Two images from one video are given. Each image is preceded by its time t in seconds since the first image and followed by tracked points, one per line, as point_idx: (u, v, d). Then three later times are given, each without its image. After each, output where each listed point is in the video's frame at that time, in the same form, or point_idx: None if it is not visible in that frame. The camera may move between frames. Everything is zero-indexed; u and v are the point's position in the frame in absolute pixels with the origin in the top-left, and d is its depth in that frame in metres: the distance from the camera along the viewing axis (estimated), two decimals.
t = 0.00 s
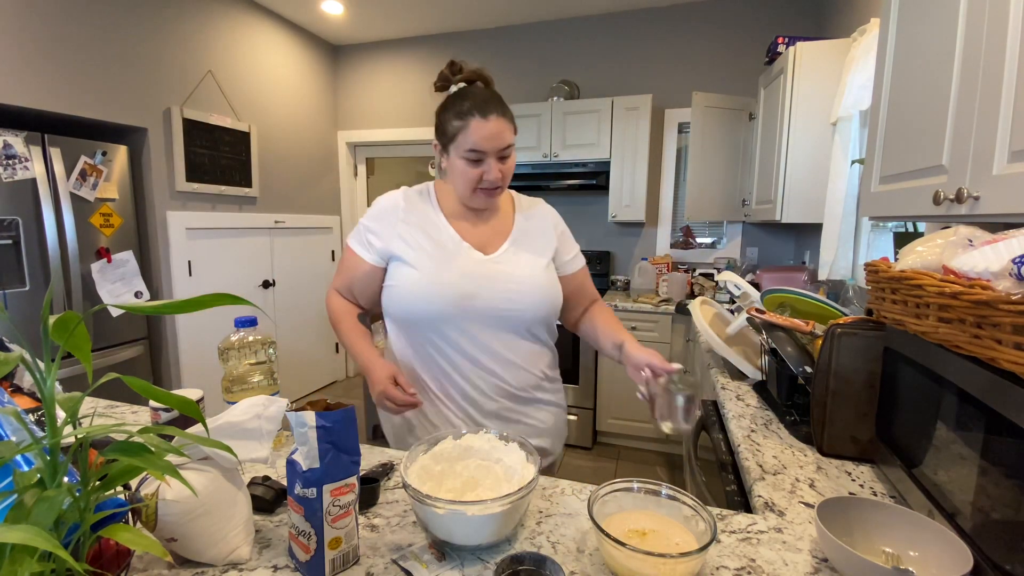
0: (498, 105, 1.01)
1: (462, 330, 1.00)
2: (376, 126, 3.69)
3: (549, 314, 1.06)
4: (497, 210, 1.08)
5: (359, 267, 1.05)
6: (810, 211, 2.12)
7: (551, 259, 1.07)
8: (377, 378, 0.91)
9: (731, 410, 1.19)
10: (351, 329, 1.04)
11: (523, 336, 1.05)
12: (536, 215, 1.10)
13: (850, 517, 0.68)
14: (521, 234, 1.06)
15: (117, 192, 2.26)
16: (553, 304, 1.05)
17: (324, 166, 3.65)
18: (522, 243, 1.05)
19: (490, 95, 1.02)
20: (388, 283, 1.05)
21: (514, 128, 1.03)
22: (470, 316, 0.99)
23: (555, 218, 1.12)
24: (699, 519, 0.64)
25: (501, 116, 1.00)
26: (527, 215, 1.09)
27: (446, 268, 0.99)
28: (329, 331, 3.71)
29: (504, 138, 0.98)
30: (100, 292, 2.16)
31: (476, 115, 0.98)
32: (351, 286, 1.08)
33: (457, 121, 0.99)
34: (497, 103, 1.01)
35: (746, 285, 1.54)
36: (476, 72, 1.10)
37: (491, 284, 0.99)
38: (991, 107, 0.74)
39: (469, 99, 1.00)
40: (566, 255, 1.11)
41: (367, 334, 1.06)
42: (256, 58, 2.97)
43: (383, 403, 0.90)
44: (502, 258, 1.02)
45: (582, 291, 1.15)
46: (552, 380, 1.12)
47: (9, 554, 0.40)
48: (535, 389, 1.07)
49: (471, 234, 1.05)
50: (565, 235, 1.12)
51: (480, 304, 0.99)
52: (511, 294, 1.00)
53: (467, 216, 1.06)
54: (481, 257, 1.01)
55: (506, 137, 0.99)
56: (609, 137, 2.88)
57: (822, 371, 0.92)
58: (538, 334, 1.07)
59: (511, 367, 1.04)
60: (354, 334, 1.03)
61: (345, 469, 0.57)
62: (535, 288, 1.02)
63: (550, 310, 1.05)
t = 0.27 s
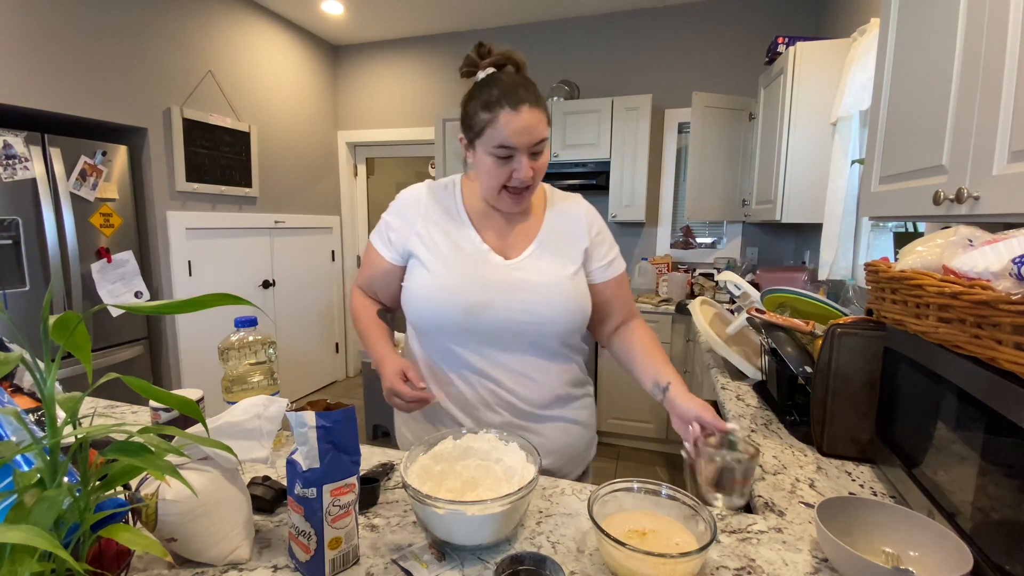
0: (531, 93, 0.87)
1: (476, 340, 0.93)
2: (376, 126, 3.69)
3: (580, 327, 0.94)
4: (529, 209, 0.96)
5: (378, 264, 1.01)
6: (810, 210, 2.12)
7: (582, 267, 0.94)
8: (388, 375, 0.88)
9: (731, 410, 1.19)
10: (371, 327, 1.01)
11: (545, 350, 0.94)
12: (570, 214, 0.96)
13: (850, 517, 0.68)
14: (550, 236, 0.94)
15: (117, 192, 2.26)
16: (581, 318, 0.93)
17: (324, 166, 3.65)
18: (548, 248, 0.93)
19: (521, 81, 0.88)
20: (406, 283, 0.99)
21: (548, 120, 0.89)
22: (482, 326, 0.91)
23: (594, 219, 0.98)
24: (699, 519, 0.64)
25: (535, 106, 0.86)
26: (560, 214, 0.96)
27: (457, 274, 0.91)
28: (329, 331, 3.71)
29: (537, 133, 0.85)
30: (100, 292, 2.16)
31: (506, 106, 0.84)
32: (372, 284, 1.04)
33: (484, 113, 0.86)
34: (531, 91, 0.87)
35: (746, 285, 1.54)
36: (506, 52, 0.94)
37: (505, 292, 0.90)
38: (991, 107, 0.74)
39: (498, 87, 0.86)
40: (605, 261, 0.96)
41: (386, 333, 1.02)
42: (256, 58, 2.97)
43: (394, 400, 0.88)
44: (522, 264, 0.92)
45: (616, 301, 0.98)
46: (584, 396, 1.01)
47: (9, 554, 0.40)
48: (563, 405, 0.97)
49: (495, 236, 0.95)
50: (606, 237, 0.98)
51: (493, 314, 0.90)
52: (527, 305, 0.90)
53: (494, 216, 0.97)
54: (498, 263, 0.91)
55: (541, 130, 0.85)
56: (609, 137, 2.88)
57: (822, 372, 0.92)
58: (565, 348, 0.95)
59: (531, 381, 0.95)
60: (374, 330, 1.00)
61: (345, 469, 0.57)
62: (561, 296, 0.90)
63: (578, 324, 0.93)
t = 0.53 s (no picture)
0: (570, 85, 0.81)
1: (490, 339, 0.90)
2: (376, 126, 3.69)
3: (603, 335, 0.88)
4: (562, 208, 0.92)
5: (404, 256, 1.02)
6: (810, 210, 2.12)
7: (609, 272, 0.87)
8: (395, 365, 0.89)
9: (731, 410, 1.19)
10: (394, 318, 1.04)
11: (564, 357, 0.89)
12: (603, 213, 0.90)
13: (850, 516, 0.68)
14: (575, 236, 0.88)
15: (117, 192, 2.26)
16: (602, 325, 0.86)
17: (324, 166, 3.65)
18: (571, 248, 0.88)
19: (559, 72, 0.82)
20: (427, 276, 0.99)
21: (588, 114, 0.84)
22: (492, 325, 0.88)
23: (631, 221, 0.90)
24: (699, 519, 0.64)
25: (574, 100, 0.80)
26: (591, 212, 0.90)
27: (471, 270, 0.89)
28: (329, 331, 3.71)
29: (576, 130, 0.79)
30: (100, 292, 2.16)
31: (543, 101, 0.79)
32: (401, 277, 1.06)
33: (520, 108, 0.81)
34: (569, 83, 0.82)
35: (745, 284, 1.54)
36: (545, 38, 0.87)
37: (517, 291, 0.87)
38: (991, 107, 0.74)
39: (534, 79, 0.81)
40: (639, 266, 0.89)
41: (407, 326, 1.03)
42: (256, 58, 2.97)
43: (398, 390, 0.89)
44: (539, 262, 0.88)
45: (655, 314, 0.92)
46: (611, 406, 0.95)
47: (9, 554, 0.40)
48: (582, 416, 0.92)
49: (520, 233, 0.92)
50: (644, 241, 0.90)
51: (505, 314, 0.87)
52: (540, 306, 0.86)
53: (522, 213, 0.93)
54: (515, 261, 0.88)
55: (580, 128, 0.80)
56: (609, 137, 2.88)
57: (823, 372, 0.92)
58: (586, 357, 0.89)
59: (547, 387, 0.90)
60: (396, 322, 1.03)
61: (345, 469, 0.57)
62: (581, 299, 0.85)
63: (599, 332, 0.87)
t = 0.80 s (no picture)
0: (592, 80, 0.80)
1: (505, 340, 0.90)
2: (376, 126, 3.69)
3: (625, 340, 0.86)
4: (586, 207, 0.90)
5: (427, 255, 1.04)
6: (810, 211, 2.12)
7: (631, 275, 0.85)
8: (405, 366, 0.90)
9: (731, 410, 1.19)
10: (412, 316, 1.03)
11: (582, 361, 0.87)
12: (627, 213, 0.87)
13: (850, 517, 0.68)
14: (597, 237, 0.87)
15: (117, 192, 2.26)
16: (622, 329, 0.84)
17: (324, 166, 3.65)
18: (591, 249, 0.87)
19: (581, 67, 0.80)
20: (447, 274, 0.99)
21: (612, 110, 0.82)
22: (507, 325, 0.88)
23: (658, 222, 0.87)
24: (699, 519, 0.64)
25: (596, 96, 0.79)
26: (614, 211, 0.87)
27: (488, 270, 0.89)
28: (329, 331, 3.71)
29: (597, 127, 0.78)
30: (100, 292, 2.16)
31: (562, 97, 0.78)
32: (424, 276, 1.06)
33: (538, 105, 0.81)
34: (591, 77, 0.80)
35: (745, 284, 1.54)
36: (570, 31, 0.86)
37: (533, 292, 0.86)
38: (991, 107, 0.74)
39: (554, 74, 0.80)
40: (665, 269, 0.87)
41: (427, 326, 1.04)
42: (256, 58, 2.97)
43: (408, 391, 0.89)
44: (557, 263, 0.87)
45: (684, 318, 0.89)
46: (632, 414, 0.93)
47: (9, 554, 0.40)
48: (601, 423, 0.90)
49: (540, 233, 0.91)
50: (671, 242, 0.87)
51: (521, 315, 0.86)
52: (555, 308, 0.84)
53: (543, 212, 0.92)
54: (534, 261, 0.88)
55: (601, 126, 0.78)
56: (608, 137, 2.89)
57: (823, 372, 0.92)
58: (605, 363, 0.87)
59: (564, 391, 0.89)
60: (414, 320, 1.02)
61: (345, 469, 0.57)
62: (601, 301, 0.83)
63: (619, 337, 0.84)
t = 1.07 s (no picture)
0: (593, 79, 0.79)
1: (516, 342, 0.90)
2: (376, 126, 3.69)
3: (638, 342, 0.85)
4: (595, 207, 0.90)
5: (437, 257, 1.04)
6: (810, 211, 2.12)
7: (642, 276, 0.84)
8: (408, 365, 0.90)
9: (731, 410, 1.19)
10: (420, 317, 1.03)
11: (594, 364, 0.86)
12: (640, 213, 0.87)
13: (850, 516, 0.68)
14: (609, 237, 0.87)
15: (117, 192, 2.26)
16: (635, 331, 0.83)
17: (324, 166, 3.65)
18: (603, 250, 0.86)
19: (582, 67, 0.80)
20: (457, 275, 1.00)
21: (615, 108, 0.81)
22: (517, 327, 0.88)
23: (670, 222, 0.87)
24: (699, 519, 0.64)
25: (597, 96, 0.78)
26: (626, 211, 0.87)
27: (499, 272, 0.89)
28: (329, 330, 3.71)
29: (599, 128, 0.78)
30: (100, 292, 2.16)
31: (562, 100, 0.78)
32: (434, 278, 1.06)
33: (539, 107, 0.81)
34: (592, 76, 0.79)
35: (745, 284, 1.54)
36: (573, 29, 0.85)
37: (544, 294, 0.86)
38: (991, 107, 0.74)
39: (554, 76, 0.79)
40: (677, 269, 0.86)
41: (436, 328, 1.04)
42: (256, 58, 2.97)
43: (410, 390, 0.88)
44: (569, 265, 0.87)
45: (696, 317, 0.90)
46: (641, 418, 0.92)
47: (9, 554, 0.40)
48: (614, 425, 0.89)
49: (549, 235, 0.91)
50: (682, 244, 0.87)
51: (532, 316, 0.86)
52: (567, 309, 0.84)
53: (553, 213, 0.92)
54: (544, 263, 0.88)
55: (602, 126, 0.78)
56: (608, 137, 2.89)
57: (823, 372, 0.92)
58: (618, 365, 0.86)
59: (576, 394, 0.88)
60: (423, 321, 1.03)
61: (345, 469, 0.57)
62: (612, 302, 0.83)
63: (631, 340, 0.84)
